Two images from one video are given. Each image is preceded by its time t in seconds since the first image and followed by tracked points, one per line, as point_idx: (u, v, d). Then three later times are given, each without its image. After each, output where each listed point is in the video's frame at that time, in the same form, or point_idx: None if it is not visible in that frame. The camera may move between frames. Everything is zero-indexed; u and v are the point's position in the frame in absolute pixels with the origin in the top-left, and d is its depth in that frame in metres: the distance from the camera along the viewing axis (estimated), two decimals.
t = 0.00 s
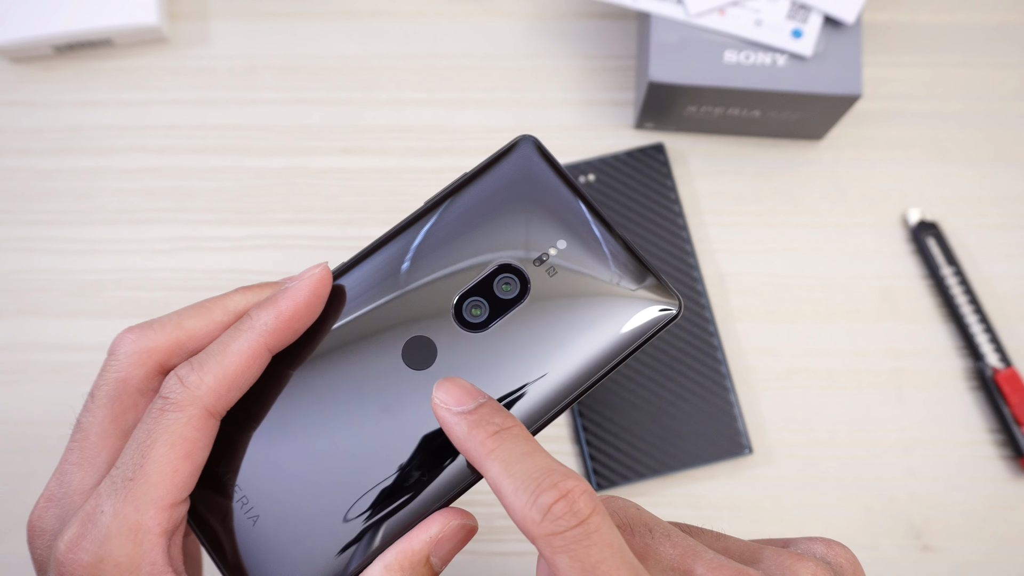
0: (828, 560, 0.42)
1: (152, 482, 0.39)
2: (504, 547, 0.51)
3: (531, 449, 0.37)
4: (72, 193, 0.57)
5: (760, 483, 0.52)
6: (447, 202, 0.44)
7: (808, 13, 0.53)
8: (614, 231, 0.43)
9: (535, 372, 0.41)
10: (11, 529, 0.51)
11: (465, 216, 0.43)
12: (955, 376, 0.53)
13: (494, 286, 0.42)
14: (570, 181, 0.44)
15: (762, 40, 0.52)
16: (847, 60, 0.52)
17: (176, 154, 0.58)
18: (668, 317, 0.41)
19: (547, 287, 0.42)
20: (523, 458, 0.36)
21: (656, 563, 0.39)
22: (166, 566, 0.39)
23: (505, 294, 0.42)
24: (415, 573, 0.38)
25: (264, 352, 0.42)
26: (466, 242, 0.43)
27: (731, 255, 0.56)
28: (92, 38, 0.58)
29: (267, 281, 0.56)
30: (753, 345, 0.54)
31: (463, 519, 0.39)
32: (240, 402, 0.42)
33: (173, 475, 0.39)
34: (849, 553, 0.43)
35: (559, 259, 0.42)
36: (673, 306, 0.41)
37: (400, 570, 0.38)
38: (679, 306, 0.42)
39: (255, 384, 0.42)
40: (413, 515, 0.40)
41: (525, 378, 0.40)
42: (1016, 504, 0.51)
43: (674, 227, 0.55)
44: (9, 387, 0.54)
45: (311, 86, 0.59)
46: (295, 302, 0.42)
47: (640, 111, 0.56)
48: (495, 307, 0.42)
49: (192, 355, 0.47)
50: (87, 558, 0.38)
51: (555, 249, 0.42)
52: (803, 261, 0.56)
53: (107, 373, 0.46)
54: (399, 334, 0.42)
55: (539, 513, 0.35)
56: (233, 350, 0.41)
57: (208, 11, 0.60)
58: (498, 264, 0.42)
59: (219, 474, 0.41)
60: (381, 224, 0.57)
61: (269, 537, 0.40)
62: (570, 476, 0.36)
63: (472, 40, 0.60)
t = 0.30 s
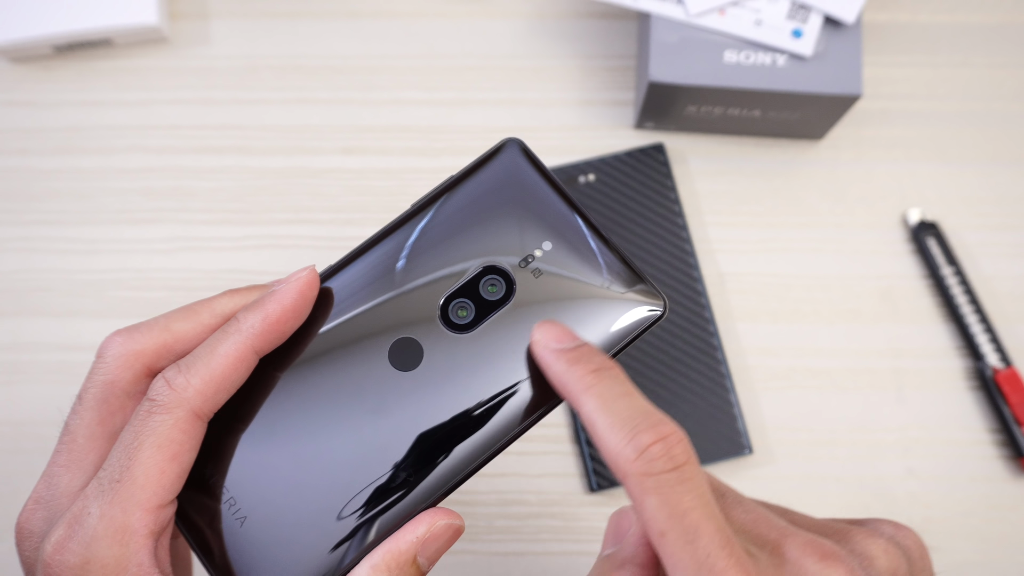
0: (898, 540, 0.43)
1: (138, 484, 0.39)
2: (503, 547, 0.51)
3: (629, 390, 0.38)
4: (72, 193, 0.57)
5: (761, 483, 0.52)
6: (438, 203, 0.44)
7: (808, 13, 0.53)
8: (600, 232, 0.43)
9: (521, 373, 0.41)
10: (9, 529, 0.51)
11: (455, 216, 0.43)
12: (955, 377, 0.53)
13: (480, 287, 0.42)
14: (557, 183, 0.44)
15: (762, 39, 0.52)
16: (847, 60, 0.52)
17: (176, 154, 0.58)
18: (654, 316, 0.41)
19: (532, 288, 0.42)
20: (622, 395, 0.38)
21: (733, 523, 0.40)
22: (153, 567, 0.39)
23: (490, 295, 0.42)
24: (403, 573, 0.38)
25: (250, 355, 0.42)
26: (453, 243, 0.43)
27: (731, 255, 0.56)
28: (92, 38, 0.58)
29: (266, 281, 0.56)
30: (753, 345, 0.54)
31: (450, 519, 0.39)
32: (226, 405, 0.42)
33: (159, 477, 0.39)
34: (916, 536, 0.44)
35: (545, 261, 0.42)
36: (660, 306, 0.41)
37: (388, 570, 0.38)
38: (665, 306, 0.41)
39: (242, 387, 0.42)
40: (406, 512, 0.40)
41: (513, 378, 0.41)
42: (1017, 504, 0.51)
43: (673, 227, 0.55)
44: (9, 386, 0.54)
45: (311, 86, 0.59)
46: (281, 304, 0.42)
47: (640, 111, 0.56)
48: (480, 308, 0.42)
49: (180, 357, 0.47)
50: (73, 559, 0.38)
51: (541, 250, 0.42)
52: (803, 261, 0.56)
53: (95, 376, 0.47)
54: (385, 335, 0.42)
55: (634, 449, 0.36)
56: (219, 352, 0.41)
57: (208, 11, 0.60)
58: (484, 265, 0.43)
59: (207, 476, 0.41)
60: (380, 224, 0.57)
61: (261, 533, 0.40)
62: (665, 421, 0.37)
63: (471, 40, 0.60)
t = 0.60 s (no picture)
0: (928, 521, 0.43)
1: (138, 482, 0.39)
2: (503, 547, 0.51)
3: (660, 362, 0.38)
4: (72, 192, 0.57)
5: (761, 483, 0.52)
6: (437, 200, 0.44)
7: (808, 13, 0.53)
8: (599, 229, 0.43)
9: (517, 375, 0.40)
10: (9, 530, 0.51)
11: (454, 214, 0.43)
12: (955, 377, 0.53)
13: (480, 285, 0.42)
14: (556, 181, 0.44)
15: (762, 40, 0.52)
16: (847, 59, 0.52)
17: (176, 154, 0.58)
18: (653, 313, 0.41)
19: (532, 286, 0.42)
20: (654, 365, 0.38)
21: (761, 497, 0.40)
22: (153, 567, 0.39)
23: (490, 293, 0.42)
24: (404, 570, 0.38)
25: (250, 354, 0.42)
26: (451, 242, 0.43)
27: (731, 255, 0.56)
28: (92, 38, 0.58)
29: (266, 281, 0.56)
30: (753, 345, 0.54)
31: (450, 517, 0.39)
32: (226, 404, 0.42)
33: (159, 476, 0.39)
34: (948, 519, 0.44)
35: (545, 258, 0.42)
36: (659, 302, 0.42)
37: (388, 567, 0.38)
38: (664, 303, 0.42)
39: (242, 386, 0.42)
40: (403, 513, 0.40)
41: (508, 381, 0.40)
42: (1016, 504, 0.51)
43: (674, 227, 0.55)
44: (8, 386, 0.54)
45: (310, 86, 0.59)
46: (281, 303, 0.42)
47: (640, 111, 0.56)
48: (481, 306, 0.42)
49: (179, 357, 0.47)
50: (73, 558, 0.38)
51: (540, 248, 0.43)
52: (803, 261, 0.56)
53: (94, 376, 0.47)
54: (384, 334, 0.42)
55: (666, 412, 0.36)
56: (218, 352, 0.41)
57: (208, 12, 0.60)
58: (483, 263, 0.43)
59: (207, 475, 0.41)
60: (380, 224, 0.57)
61: (257, 535, 0.40)
62: (696, 393, 0.37)
63: (471, 40, 0.60)
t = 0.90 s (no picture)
0: (930, 520, 0.44)
1: (141, 480, 0.39)
2: (503, 547, 0.51)
3: (664, 364, 0.39)
4: (72, 192, 0.57)
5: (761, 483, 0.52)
6: (436, 201, 0.44)
7: (808, 13, 0.53)
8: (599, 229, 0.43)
9: (516, 376, 0.40)
10: (10, 529, 0.51)
11: (454, 215, 0.43)
12: (955, 377, 0.53)
13: (481, 284, 0.42)
14: (556, 181, 0.44)
15: (762, 39, 0.52)
16: (847, 59, 0.52)
17: (176, 154, 0.58)
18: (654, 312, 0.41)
19: (534, 284, 0.42)
20: (659, 368, 0.38)
21: (767, 496, 0.40)
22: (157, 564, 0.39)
23: (491, 292, 0.42)
24: (406, 567, 0.38)
25: (252, 353, 0.42)
26: (452, 242, 0.43)
27: (731, 255, 0.56)
28: (93, 38, 0.58)
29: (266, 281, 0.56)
30: (753, 345, 0.54)
31: (452, 515, 0.39)
32: (228, 402, 0.42)
33: (162, 474, 0.39)
34: (948, 518, 0.44)
35: (545, 258, 0.42)
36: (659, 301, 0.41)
37: (390, 565, 0.38)
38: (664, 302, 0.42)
39: (244, 385, 0.43)
40: (399, 517, 0.40)
41: (506, 384, 0.40)
42: (1017, 504, 0.51)
43: (674, 227, 0.55)
44: (8, 386, 0.54)
45: (310, 86, 0.59)
46: (283, 302, 0.42)
47: (640, 111, 0.56)
48: (482, 305, 0.42)
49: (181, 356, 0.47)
50: (77, 557, 0.38)
51: (540, 247, 0.43)
52: (803, 261, 0.56)
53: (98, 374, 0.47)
54: (384, 334, 0.42)
55: (672, 416, 0.36)
56: (221, 351, 0.41)
57: (208, 11, 0.60)
58: (483, 263, 0.43)
59: (209, 473, 0.41)
60: (379, 224, 0.57)
61: (254, 539, 0.40)
62: (700, 395, 0.37)
63: (472, 40, 0.60)
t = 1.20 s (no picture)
0: (939, 513, 0.44)
1: (146, 477, 0.39)
2: (503, 547, 0.51)
3: (673, 356, 0.39)
4: (72, 192, 0.57)
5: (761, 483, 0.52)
6: (439, 201, 0.44)
7: (808, 13, 0.53)
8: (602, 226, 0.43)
9: (520, 376, 0.40)
10: (10, 530, 0.51)
11: (457, 214, 0.44)
12: (955, 377, 0.53)
13: (485, 282, 0.42)
14: (560, 180, 0.44)
15: (762, 40, 0.52)
16: (847, 59, 0.52)
17: (176, 154, 0.58)
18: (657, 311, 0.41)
19: (538, 282, 0.42)
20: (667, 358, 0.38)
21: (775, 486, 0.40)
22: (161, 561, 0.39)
23: (496, 290, 0.42)
24: (410, 565, 0.38)
25: (258, 351, 0.42)
26: (457, 240, 0.43)
27: (731, 255, 0.56)
28: (92, 38, 0.58)
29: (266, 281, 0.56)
30: (753, 345, 0.54)
31: (457, 512, 0.39)
32: (234, 400, 0.42)
33: (168, 470, 0.39)
34: (956, 512, 0.44)
35: (549, 256, 0.42)
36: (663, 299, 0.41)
37: (395, 562, 0.38)
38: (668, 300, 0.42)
39: (250, 382, 0.43)
40: (397, 521, 0.40)
41: (507, 385, 0.40)
42: (1016, 504, 0.51)
43: (674, 227, 0.55)
44: (8, 386, 0.54)
45: (311, 86, 0.59)
46: (289, 300, 0.42)
47: (640, 111, 0.56)
48: (486, 303, 0.42)
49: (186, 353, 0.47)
50: (81, 553, 0.38)
51: (545, 246, 0.43)
52: (804, 261, 0.56)
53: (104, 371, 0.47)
54: (387, 332, 0.42)
55: (680, 403, 0.36)
56: (227, 348, 0.42)
57: (208, 11, 0.60)
58: (488, 262, 0.43)
59: (214, 471, 0.41)
60: (379, 224, 0.57)
61: (253, 541, 0.40)
62: (707, 385, 0.37)
63: (472, 40, 0.60)
